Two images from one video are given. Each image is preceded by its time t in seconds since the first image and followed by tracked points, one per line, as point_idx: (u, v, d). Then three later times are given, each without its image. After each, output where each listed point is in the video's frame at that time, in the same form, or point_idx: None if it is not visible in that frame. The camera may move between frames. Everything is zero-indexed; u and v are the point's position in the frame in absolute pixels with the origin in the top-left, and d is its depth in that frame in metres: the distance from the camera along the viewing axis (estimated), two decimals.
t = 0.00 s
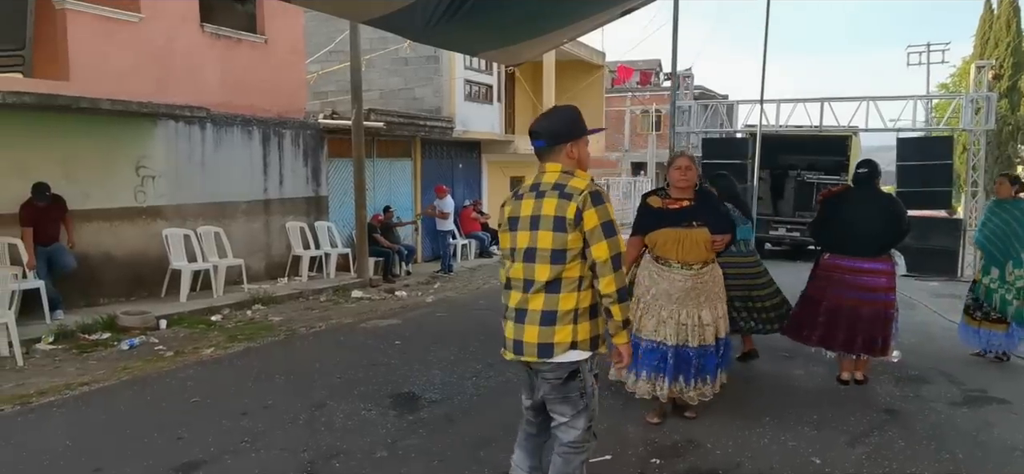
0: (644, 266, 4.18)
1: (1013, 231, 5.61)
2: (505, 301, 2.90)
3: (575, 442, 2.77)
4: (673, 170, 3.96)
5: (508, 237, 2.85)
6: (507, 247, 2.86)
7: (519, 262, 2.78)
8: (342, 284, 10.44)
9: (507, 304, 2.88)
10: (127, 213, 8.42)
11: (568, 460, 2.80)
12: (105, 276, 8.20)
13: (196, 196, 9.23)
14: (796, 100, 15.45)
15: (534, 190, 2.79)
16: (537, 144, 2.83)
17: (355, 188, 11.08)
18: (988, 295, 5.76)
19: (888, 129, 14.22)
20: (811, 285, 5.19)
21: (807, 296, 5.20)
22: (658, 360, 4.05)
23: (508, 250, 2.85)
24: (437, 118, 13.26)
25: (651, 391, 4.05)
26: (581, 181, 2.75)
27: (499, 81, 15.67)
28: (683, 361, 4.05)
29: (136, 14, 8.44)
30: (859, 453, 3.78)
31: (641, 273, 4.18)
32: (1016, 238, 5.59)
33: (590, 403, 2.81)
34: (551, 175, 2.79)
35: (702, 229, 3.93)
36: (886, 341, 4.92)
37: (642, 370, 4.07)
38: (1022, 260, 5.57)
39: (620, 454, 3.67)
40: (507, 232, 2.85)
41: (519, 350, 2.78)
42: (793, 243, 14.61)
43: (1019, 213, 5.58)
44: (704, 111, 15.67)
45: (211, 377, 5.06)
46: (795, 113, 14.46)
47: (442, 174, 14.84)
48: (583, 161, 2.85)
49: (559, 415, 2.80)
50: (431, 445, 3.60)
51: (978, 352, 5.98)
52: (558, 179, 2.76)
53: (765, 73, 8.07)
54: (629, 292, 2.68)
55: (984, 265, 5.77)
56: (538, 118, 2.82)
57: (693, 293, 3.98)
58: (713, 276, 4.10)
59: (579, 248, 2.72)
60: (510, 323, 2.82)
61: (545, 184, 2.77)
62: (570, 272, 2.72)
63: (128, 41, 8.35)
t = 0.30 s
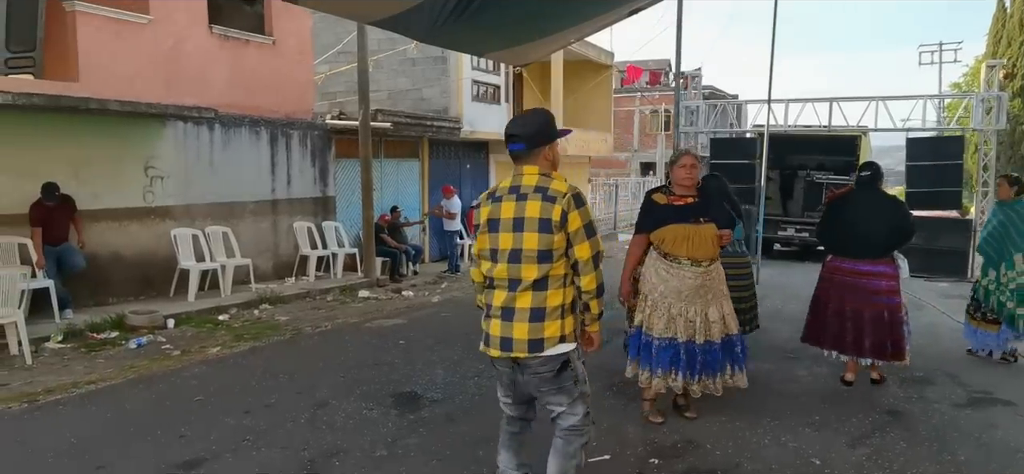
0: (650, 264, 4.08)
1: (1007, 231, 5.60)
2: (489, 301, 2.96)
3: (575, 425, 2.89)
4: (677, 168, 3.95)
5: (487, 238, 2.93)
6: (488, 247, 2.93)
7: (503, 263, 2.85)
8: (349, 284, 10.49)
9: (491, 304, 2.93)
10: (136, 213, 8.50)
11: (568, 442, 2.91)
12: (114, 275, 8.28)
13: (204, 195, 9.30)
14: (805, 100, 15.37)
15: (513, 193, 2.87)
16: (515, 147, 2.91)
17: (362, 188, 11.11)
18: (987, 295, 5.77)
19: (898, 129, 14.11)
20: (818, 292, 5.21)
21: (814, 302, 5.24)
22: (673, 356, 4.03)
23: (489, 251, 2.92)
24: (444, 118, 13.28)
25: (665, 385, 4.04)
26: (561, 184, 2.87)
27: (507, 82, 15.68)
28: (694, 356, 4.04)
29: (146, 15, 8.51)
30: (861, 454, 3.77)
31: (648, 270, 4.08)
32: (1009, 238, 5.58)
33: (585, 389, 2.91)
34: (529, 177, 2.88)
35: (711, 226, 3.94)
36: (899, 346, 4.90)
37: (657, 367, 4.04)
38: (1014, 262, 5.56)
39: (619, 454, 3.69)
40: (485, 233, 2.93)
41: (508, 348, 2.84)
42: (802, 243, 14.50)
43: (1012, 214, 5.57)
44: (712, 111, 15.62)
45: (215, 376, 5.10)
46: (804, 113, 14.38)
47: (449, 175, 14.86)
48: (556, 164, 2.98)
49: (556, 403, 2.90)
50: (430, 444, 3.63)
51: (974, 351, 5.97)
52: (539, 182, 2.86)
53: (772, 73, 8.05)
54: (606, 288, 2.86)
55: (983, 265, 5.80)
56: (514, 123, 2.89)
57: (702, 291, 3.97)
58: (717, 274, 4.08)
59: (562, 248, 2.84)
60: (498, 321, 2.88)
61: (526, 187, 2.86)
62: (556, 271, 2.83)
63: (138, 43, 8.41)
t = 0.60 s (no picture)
0: (658, 267, 4.08)
1: (1004, 229, 5.59)
2: (488, 294, 2.99)
3: (565, 416, 2.96)
4: (686, 171, 3.92)
5: (485, 231, 2.99)
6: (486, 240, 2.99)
7: (503, 255, 2.90)
8: (360, 283, 10.55)
9: (490, 297, 2.97)
10: (150, 213, 8.59)
11: (563, 433, 2.98)
12: (128, 274, 8.39)
13: (217, 195, 9.39)
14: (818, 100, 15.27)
15: (511, 187, 2.93)
16: (511, 143, 2.95)
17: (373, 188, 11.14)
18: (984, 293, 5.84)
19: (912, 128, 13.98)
20: (840, 292, 5.17)
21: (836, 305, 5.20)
22: (681, 362, 4.03)
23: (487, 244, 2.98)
24: (455, 118, 13.31)
25: (671, 391, 4.05)
26: (558, 178, 2.93)
27: (518, 81, 15.69)
28: (703, 361, 4.04)
29: (159, 17, 8.60)
30: (866, 455, 3.75)
31: (656, 273, 4.08)
32: (1005, 235, 5.57)
33: (575, 376, 2.99)
34: (526, 172, 2.94)
35: (721, 228, 3.92)
36: (913, 346, 4.92)
37: (664, 373, 4.04)
38: (1009, 259, 5.57)
39: (623, 453, 3.72)
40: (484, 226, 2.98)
41: (510, 338, 2.88)
42: (816, 244, 14.35)
43: (1009, 211, 5.53)
44: (724, 111, 15.55)
45: (225, 374, 5.16)
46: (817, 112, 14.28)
47: (460, 175, 14.88)
48: (550, 158, 3.04)
49: (551, 393, 2.94)
50: (435, 442, 3.65)
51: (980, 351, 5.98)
52: (536, 177, 2.92)
53: (784, 73, 8.01)
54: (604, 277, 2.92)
55: (982, 262, 5.85)
56: (510, 120, 2.93)
57: (710, 294, 3.97)
58: (725, 276, 4.06)
59: (561, 239, 2.90)
60: (500, 312, 2.92)
61: (523, 181, 2.92)
62: (557, 261, 2.89)
63: (152, 44, 8.51)
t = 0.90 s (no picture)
0: (664, 267, 4.06)
1: (1014, 227, 5.63)
2: (504, 295, 2.99)
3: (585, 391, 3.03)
4: (690, 171, 3.91)
5: (502, 232, 2.99)
6: (503, 241, 2.99)
7: (522, 256, 2.91)
8: (377, 281, 10.62)
9: (506, 298, 2.98)
10: (170, 211, 8.72)
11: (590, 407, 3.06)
12: (149, 272, 8.52)
13: (236, 194, 9.50)
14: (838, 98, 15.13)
15: (530, 188, 2.94)
16: (531, 145, 2.96)
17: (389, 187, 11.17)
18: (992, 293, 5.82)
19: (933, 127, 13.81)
20: (866, 293, 5.13)
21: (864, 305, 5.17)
22: (687, 363, 3.97)
23: (504, 244, 2.98)
24: (471, 118, 13.35)
25: (681, 394, 3.98)
26: (577, 181, 2.96)
27: (535, 81, 15.70)
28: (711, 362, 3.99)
29: (179, 18, 8.71)
30: (880, 455, 3.71)
31: (661, 273, 4.07)
32: (1014, 234, 5.62)
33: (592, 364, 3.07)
34: (545, 175, 2.95)
35: (727, 228, 3.92)
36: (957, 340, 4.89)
37: (671, 373, 4.00)
38: (1016, 258, 5.63)
39: (634, 451, 3.72)
40: (502, 227, 2.98)
41: (529, 340, 2.89)
42: (836, 244, 14.18)
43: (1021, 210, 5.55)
44: (742, 110, 15.44)
45: (240, 370, 5.23)
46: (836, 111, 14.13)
47: (476, 174, 14.91)
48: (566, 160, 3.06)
49: (570, 382, 3.01)
50: (446, 438, 3.68)
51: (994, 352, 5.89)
52: (555, 179, 2.93)
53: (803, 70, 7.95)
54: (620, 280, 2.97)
55: (991, 260, 5.90)
56: (529, 121, 2.94)
57: (718, 294, 3.94)
58: (732, 276, 4.04)
59: (579, 242, 2.93)
60: (518, 314, 2.92)
61: (542, 184, 2.92)
62: (575, 264, 2.92)
63: (173, 46, 8.63)
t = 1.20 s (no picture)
0: (674, 268, 4.05)
1: None
2: (539, 285, 3.04)
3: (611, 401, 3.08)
4: (695, 172, 3.88)
5: (538, 225, 3.03)
6: (540, 234, 3.03)
7: (559, 249, 2.97)
8: (396, 280, 10.69)
9: (540, 289, 3.03)
10: (193, 210, 8.85)
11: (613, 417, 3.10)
12: (173, 270, 8.66)
13: (258, 194, 9.62)
14: (860, 96, 14.96)
15: (568, 182, 2.99)
16: (568, 140, 3.03)
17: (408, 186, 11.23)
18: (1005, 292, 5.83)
19: (958, 125, 13.59)
20: (887, 292, 5.09)
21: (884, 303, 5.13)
22: (696, 365, 3.97)
23: (541, 237, 3.03)
24: (490, 117, 13.39)
25: (689, 395, 3.99)
26: (613, 177, 3.03)
27: (554, 80, 15.70)
28: (721, 366, 3.96)
29: (203, 20, 8.84)
30: (899, 456, 3.68)
31: (672, 274, 4.06)
32: None
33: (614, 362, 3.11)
34: (582, 169, 3.01)
35: (735, 228, 3.85)
36: (979, 341, 4.83)
37: (680, 375, 4.00)
38: None
39: (649, 450, 3.73)
40: (539, 219, 3.02)
41: (564, 328, 2.95)
42: (858, 244, 14.02)
43: None
44: (764, 109, 15.31)
45: (262, 366, 5.30)
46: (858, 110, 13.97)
47: (495, 174, 14.94)
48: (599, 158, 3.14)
49: (598, 379, 3.05)
50: (462, 435, 3.71)
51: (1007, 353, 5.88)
52: (592, 174, 3.00)
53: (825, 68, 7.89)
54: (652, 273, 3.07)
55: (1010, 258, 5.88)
56: (568, 117, 3.02)
57: (730, 296, 3.91)
58: (746, 277, 3.98)
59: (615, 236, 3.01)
60: (554, 302, 2.97)
61: (580, 179, 2.98)
62: (611, 257, 3.00)
63: (196, 47, 8.75)
